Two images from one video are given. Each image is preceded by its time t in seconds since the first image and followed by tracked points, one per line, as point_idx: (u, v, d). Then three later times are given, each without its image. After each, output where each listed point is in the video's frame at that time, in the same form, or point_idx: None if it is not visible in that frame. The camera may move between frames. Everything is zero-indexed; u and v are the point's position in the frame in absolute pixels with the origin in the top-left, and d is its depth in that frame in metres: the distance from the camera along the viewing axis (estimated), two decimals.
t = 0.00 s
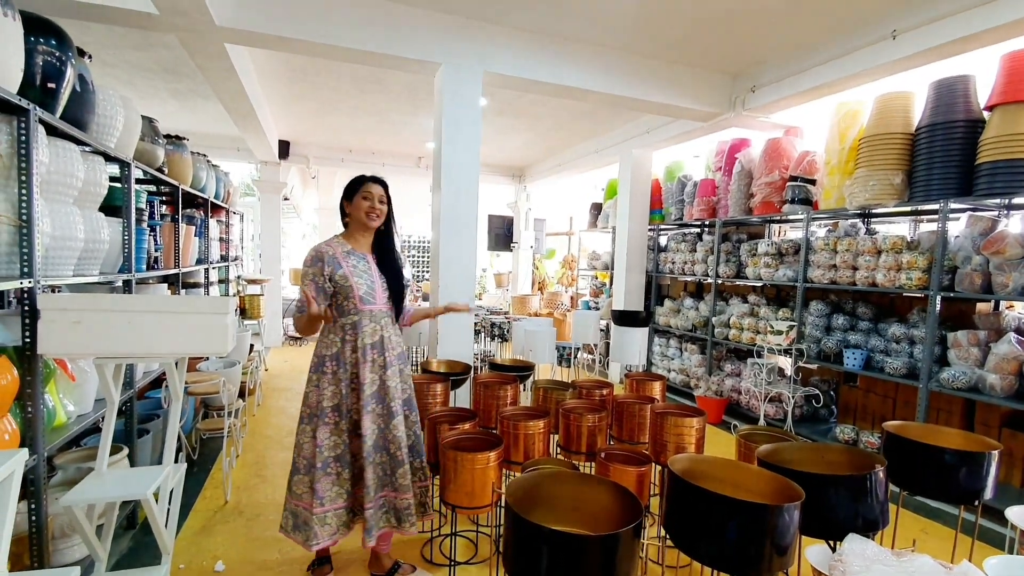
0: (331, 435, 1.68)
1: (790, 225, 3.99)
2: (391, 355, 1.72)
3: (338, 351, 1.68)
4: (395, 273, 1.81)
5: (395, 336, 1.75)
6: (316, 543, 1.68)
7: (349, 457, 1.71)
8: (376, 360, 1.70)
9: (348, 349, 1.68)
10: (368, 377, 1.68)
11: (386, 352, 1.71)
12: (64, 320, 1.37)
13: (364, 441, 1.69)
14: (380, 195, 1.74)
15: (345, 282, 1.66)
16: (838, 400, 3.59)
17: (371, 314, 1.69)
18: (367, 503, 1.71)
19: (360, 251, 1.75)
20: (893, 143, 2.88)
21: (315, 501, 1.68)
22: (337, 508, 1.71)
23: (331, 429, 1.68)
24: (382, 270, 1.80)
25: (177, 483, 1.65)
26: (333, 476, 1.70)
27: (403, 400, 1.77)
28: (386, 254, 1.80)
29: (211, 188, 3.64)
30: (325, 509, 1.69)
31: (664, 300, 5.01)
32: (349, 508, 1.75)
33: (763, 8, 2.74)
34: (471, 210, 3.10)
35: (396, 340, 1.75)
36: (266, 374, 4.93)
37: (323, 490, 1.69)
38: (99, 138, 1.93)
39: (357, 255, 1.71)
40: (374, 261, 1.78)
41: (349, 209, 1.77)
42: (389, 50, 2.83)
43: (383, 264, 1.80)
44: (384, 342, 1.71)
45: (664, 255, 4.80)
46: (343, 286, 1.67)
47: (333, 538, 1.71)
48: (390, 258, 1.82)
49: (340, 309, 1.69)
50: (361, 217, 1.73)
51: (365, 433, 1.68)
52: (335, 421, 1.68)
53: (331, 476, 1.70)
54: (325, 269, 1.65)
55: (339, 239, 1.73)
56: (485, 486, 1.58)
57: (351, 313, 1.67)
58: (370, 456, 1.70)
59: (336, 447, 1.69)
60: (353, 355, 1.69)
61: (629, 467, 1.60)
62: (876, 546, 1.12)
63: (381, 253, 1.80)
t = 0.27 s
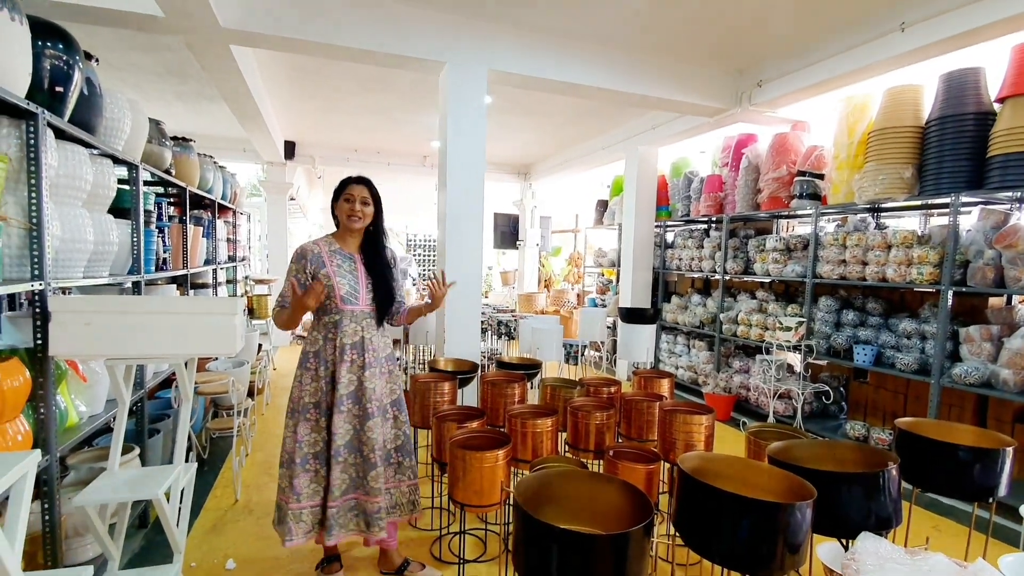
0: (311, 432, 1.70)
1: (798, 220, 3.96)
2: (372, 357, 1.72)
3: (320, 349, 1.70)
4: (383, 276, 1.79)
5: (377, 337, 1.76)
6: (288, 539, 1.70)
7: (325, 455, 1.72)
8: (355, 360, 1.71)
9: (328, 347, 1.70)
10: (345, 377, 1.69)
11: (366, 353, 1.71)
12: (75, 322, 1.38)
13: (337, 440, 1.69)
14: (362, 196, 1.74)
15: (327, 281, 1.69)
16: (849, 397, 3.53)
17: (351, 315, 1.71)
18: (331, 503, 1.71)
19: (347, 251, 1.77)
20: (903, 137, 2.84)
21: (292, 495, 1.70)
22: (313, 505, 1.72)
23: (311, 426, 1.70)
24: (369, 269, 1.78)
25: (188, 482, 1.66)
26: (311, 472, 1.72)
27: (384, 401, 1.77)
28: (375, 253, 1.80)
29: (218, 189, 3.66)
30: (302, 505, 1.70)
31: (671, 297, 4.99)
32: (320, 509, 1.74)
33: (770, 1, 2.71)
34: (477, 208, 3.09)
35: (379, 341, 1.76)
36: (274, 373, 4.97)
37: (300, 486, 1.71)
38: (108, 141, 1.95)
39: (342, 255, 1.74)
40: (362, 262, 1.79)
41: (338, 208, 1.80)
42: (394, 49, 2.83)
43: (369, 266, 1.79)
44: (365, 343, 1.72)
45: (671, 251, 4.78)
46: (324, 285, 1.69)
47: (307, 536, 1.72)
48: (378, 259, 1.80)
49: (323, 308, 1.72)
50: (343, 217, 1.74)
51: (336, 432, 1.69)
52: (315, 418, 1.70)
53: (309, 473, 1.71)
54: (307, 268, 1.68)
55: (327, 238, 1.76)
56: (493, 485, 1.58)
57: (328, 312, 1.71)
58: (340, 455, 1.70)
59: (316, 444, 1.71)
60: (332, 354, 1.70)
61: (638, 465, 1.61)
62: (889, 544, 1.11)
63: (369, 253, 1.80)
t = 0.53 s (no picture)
0: (303, 425, 1.70)
1: (809, 213, 3.90)
2: (366, 352, 1.72)
3: (317, 343, 1.71)
4: (382, 269, 1.78)
5: (374, 332, 1.76)
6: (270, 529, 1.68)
7: (313, 449, 1.70)
8: (350, 355, 1.71)
9: (326, 342, 1.71)
10: (340, 371, 1.69)
11: (362, 348, 1.72)
12: (84, 315, 1.38)
13: (324, 433, 1.68)
14: (358, 189, 1.74)
15: (326, 277, 1.69)
16: (859, 392, 3.50)
17: (350, 310, 1.72)
18: (310, 495, 1.68)
19: (346, 246, 1.76)
20: (919, 127, 2.78)
21: (277, 486, 1.69)
22: (298, 497, 1.71)
23: (303, 419, 1.69)
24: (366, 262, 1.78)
25: (197, 475, 1.67)
26: (298, 465, 1.70)
27: (381, 396, 1.76)
28: (375, 245, 1.78)
29: (227, 182, 3.66)
30: (286, 496, 1.69)
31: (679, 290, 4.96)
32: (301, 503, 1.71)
33: None
34: (484, 202, 3.08)
35: (375, 336, 1.76)
36: (283, 366, 5.00)
37: (286, 477, 1.70)
38: (116, 134, 1.95)
39: (341, 249, 1.73)
40: (361, 256, 1.79)
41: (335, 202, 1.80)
42: (400, 41, 2.80)
43: (368, 259, 1.78)
44: (361, 338, 1.72)
45: (680, 245, 4.75)
46: (322, 280, 1.70)
47: (289, 529, 1.70)
48: (377, 252, 1.78)
49: (322, 303, 1.73)
50: (340, 211, 1.74)
51: (324, 425, 1.68)
52: (307, 411, 1.70)
53: (297, 465, 1.70)
54: (304, 264, 1.69)
55: (325, 232, 1.76)
56: (501, 479, 1.58)
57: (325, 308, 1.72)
58: (326, 448, 1.69)
59: (306, 438, 1.70)
60: (331, 350, 1.70)
61: (646, 460, 1.59)
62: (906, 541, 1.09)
63: (368, 247, 1.78)
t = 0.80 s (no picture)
0: (315, 424, 1.68)
1: (821, 202, 3.83)
2: (377, 349, 1.70)
3: (327, 342, 1.68)
4: (389, 264, 1.76)
5: (385, 327, 1.74)
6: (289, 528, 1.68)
7: (327, 448, 1.68)
8: (362, 353, 1.68)
9: (336, 340, 1.68)
10: (352, 369, 1.66)
11: (375, 344, 1.69)
12: (87, 315, 1.36)
13: (337, 432, 1.66)
14: (369, 186, 1.69)
15: (333, 275, 1.65)
16: (874, 384, 3.44)
17: (361, 307, 1.69)
18: (327, 494, 1.67)
19: (350, 242, 1.72)
20: (935, 113, 2.70)
21: (293, 486, 1.68)
22: (314, 496, 1.70)
23: (315, 418, 1.68)
24: (370, 258, 1.75)
25: (205, 475, 1.66)
26: (313, 464, 1.69)
27: (392, 392, 1.74)
28: (377, 243, 1.76)
29: (232, 179, 3.65)
30: (302, 495, 1.69)
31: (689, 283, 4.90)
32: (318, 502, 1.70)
33: None
34: (490, 195, 3.04)
35: (385, 331, 1.73)
36: (291, 363, 5.00)
37: (301, 477, 1.69)
38: (119, 131, 1.93)
39: (345, 246, 1.70)
40: (365, 251, 1.76)
41: (337, 198, 1.73)
42: (404, 33, 2.76)
43: (373, 255, 1.75)
44: (372, 335, 1.69)
45: (689, 237, 4.69)
46: (331, 279, 1.66)
47: (307, 526, 1.69)
48: (382, 248, 1.76)
49: (331, 302, 1.69)
50: (349, 209, 1.68)
51: (338, 423, 1.66)
52: (319, 411, 1.68)
53: (311, 465, 1.69)
54: (311, 264, 1.64)
55: (327, 230, 1.71)
56: (511, 476, 1.55)
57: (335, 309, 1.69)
58: (342, 446, 1.67)
59: (318, 437, 1.68)
60: (343, 349, 1.67)
61: (659, 457, 1.56)
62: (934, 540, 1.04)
63: (373, 243, 1.76)
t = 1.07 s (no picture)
0: (328, 440, 1.62)
1: (822, 206, 3.80)
2: (388, 358, 1.66)
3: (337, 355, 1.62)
4: (396, 270, 1.71)
5: (393, 336, 1.69)
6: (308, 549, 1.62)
7: (343, 464, 1.63)
8: (373, 363, 1.63)
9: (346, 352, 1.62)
10: (364, 382, 1.61)
11: (386, 354, 1.65)
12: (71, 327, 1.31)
13: (354, 447, 1.61)
14: (379, 191, 1.66)
15: (340, 285, 1.59)
16: (877, 390, 3.39)
17: (370, 317, 1.63)
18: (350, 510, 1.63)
19: (356, 250, 1.67)
20: (937, 116, 2.68)
21: (308, 504, 1.62)
22: (332, 514, 1.64)
23: (328, 435, 1.62)
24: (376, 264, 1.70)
25: (194, 491, 1.61)
26: (328, 481, 1.63)
27: (403, 402, 1.70)
28: (384, 250, 1.70)
29: (227, 186, 3.61)
30: (318, 513, 1.63)
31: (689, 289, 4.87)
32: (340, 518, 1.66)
33: None
34: (488, 201, 3.00)
35: (394, 340, 1.69)
36: (287, 371, 4.95)
37: (316, 496, 1.63)
38: (108, 137, 1.89)
39: (352, 255, 1.64)
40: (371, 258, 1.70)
41: (342, 205, 1.68)
42: (399, 38, 2.73)
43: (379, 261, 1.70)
44: (382, 344, 1.65)
45: (689, 242, 4.65)
46: (338, 290, 1.60)
47: (327, 545, 1.64)
48: (387, 252, 1.69)
49: (339, 313, 1.63)
50: (358, 214, 1.64)
51: (354, 438, 1.61)
52: (332, 426, 1.62)
53: (326, 482, 1.63)
54: (318, 275, 1.58)
55: (332, 238, 1.65)
56: (511, 490, 1.50)
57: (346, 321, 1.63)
58: (360, 461, 1.62)
59: (332, 454, 1.62)
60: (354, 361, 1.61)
61: (662, 469, 1.52)
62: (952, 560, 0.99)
63: (378, 250, 1.70)
